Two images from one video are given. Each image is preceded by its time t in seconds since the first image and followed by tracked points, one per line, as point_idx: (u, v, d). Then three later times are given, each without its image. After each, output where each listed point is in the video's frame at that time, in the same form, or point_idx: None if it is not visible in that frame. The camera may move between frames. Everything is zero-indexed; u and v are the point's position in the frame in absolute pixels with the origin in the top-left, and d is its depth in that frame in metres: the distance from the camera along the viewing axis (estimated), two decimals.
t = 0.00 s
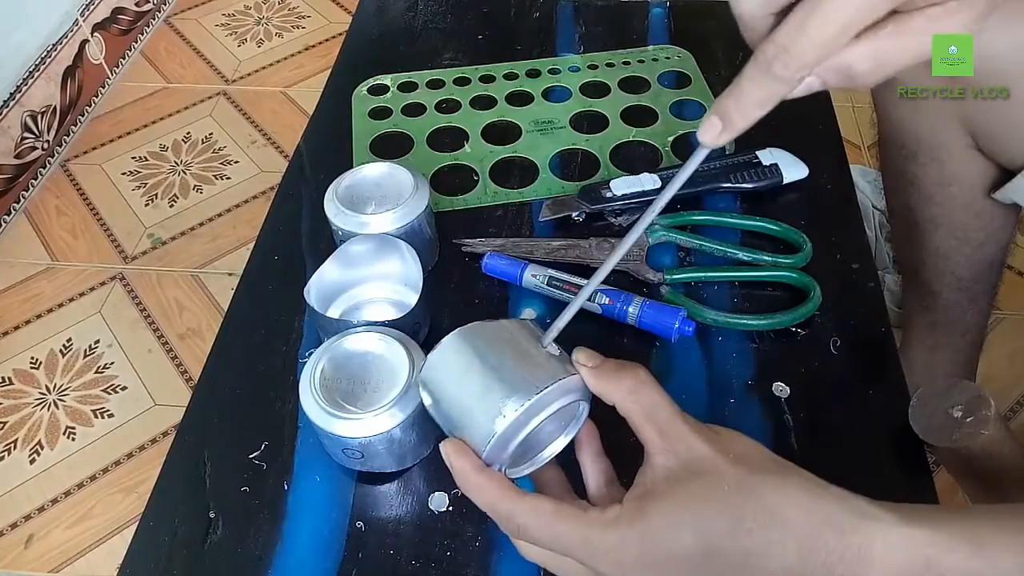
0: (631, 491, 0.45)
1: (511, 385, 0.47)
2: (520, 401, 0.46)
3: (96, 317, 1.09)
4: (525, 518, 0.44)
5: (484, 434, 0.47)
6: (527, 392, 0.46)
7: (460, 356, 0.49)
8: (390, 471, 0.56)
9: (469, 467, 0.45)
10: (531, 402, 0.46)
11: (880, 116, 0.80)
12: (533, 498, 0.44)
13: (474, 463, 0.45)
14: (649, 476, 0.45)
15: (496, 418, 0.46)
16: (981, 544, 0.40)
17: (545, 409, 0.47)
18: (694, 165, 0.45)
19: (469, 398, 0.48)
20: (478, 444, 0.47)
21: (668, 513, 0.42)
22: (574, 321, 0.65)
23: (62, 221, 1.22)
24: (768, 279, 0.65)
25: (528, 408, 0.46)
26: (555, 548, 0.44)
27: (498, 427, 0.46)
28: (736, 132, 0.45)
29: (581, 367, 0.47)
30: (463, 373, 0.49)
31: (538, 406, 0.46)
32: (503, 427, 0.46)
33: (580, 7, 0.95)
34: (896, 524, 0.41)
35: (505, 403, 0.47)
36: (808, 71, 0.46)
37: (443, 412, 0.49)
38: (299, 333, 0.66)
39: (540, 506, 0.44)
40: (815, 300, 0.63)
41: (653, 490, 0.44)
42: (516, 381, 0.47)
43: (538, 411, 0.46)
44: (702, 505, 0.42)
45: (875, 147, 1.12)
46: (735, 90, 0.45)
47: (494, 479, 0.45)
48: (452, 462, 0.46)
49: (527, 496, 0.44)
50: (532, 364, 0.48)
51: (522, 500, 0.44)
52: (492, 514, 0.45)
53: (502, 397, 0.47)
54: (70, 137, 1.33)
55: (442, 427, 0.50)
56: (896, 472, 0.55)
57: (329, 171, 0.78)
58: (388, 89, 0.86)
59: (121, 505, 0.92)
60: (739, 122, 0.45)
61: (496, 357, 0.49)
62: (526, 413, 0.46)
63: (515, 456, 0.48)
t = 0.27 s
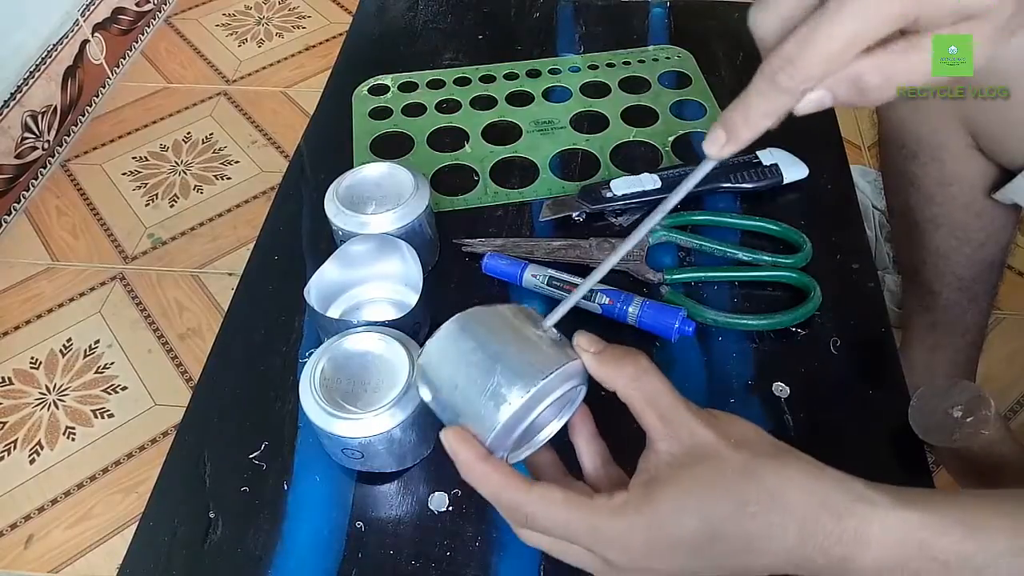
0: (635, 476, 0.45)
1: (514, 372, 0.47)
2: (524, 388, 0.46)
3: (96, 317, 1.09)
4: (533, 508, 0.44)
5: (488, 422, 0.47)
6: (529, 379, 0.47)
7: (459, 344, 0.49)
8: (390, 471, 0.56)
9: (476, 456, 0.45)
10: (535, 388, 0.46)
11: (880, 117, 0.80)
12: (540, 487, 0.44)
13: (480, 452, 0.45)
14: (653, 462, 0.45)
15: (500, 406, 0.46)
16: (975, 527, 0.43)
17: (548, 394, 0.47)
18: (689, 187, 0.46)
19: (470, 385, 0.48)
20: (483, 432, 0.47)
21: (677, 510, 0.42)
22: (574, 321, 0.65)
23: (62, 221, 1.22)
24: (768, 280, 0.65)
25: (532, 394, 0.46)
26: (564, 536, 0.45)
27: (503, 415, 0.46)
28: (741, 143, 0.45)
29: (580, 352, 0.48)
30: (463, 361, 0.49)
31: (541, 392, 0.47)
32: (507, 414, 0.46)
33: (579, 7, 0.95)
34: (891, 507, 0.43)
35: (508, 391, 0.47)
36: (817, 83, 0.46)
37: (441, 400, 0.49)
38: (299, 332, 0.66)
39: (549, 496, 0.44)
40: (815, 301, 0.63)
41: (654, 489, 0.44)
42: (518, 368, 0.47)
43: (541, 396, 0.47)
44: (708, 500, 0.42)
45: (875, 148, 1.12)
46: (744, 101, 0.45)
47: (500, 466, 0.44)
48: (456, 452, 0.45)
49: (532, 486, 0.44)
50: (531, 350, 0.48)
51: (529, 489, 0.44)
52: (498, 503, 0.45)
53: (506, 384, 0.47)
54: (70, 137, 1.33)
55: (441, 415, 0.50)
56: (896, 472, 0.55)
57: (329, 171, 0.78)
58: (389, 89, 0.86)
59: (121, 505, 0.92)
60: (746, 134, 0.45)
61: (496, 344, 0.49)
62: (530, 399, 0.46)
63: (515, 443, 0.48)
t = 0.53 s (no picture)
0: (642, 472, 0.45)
1: (521, 368, 0.46)
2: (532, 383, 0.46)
3: (96, 317, 1.09)
4: (540, 500, 0.43)
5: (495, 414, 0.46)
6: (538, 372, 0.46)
7: (465, 338, 0.48)
8: (390, 471, 0.56)
9: (482, 449, 0.44)
10: (542, 382, 0.46)
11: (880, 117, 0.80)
12: (547, 480, 0.43)
13: (486, 445, 0.44)
14: (662, 456, 0.45)
15: (507, 399, 0.46)
16: (973, 521, 0.43)
17: (554, 389, 0.46)
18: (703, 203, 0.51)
19: (477, 376, 0.47)
20: (488, 426, 0.46)
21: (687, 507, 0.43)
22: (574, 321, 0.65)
23: (62, 221, 1.22)
24: (768, 280, 0.65)
25: (539, 389, 0.46)
26: (573, 529, 0.44)
27: (510, 409, 0.46)
28: (750, 162, 0.49)
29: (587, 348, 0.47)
30: (469, 355, 0.48)
31: (548, 387, 0.46)
32: (514, 408, 0.46)
33: (579, 7, 0.95)
34: (890, 501, 0.44)
35: (516, 382, 0.46)
36: (830, 105, 0.49)
37: (445, 391, 0.48)
38: (299, 332, 0.66)
39: (556, 488, 0.43)
40: (815, 301, 0.63)
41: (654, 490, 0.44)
42: (525, 363, 0.47)
43: (548, 391, 0.46)
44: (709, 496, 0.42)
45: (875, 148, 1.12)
46: (755, 122, 0.49)
47: (507, 460, 0.44)
48: (461, 445, 0.44)
49: (537, 479, 0.43)
50: (538, 342, 0.47)
51: (536, 483, 0.43)
52: (507, 496, 0.44)
53: (513, 379, 0.46)
54: (70, 137, 1.33)
55: (443, 412, 0.49)
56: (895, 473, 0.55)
57: (330, 171, 0.78)
58: (389, 89, 0.86)
59: (121, 505, 0.92)
60: (755, 155, 0.49)
61: (502, 335, 0.48)
62: (537, 394, 0.46)
63: (518, 438, 0.47)
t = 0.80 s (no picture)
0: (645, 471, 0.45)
1: (527, 368, 0.47)
2: (538, 384, 0.46)
3: (96, 317, 1.09)
4: (548, 504, 0.43)
5: (500, 414, 0.46)
6: (544, 374, 0.47)
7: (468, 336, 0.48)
8: (390, 471, 0.56)
9: (488, 453, 0.44)
10: (548, 383, 0.46)
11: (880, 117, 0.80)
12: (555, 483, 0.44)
13: (492, 447, 0.44)
14: (664, 456, 0.45)
15: (515, 399, 0.46)
16: (968, 521, 0.43)
17: (557, 388, 0.47)
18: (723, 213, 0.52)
19: (484, 374, 0.47)
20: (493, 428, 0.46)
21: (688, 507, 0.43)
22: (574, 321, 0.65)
23: (62, 221, 1.22)
24: (768, 280, 0.65)
25: (544, 389, 0.47)
26: (577, 530, 0.44)
27: (516, 412, 0.46)
28: (766, 168, 0.52)
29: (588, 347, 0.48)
30: (473, 355, 0.47)
31: (552, 386, 0.47)
32: (520, 410, 0.46)
33: (579, 7, 0.95)
34: (888, 497, 0.44)
35: (524, 384, 0.46)
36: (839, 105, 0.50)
37: (447, 387, 0.48)
38: (299, 332, 0.66)
39: (563, 492, 0.43)
40: (815, 301, 0.63)
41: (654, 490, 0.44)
42: (530, 361, 0.47)
43: (552, 390, 0.47)
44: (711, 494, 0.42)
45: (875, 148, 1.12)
46: (767, 131, 0.52)
47: (513, 462, 0.44)
48: (468, 448, 0.44)
49: (545, 483, 0.44)
50: (542, 341, 0.48)
51: (544, 488, 0.43)
52: (509, 497, 0.44)
53: (519, 379, 0.47)
54: (70, 137, 1.33)
55: (443, 409, 0.49)
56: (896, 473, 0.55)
57: (329, 171, 0.78)
58: (389, 89, 0.86)
59: (121, 505, 0.92)
60: (768, 163, 0.52)
61: (508, 333, 0.48)
62: (542, 394, 0.47)
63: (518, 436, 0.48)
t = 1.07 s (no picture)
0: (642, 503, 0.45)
1: (532, 377, 0.46)
2: (542, 393, 0.46)
3: (96, 317, 1.09)
4: (554, 513, 0.43)
5: (504, 425, 0.46)
6: (549, 383, 0.46)
7: (473, 342, 0.47)
8: (390, 471, 0.56)
9: (492, 459, 0.43)
10: (551, 392, 0.46)
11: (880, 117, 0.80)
12: (562, 491, 0.43)
13: (497, 454, 0.44)
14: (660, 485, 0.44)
15: (518, 411, 0.45)
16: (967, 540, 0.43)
17: (562, 398, 0.46)
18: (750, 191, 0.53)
19: (488, 385, 0.46)
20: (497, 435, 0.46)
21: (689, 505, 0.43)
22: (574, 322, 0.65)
23: (62, 221, 1.22)
24: (769, 280, 0.65)
25: (549, 399, 0.46)
26: (584, 538, 0.44)
27: (522, 421, 0.45)
28: (780, 154, 0.52)
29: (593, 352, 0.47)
30: (477, 362, 0.47)
31: (557, 396, 0.46)
32: (525, 419, 0.45)
33: (579, 7, 0.95)
34: (890, 510, 0.44)
35: (527, 395, 0.46)
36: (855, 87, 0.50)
37: (452, 397, 0.47)
38: (299, 332, 0.66)
39: (569, 502, 0.43)
40: (815, 300, 0.63)
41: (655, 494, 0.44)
42: (533, 370, 0.46)
43: (557, 399, 0.46)
44: (707, 496, 0.42)
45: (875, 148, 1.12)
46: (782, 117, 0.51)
47: (520, 472, 0.43)
48: (471, 453, 0.44)
49: (553, 491, 0.43)
50: (546, 349, 0.47)
51: (551, 495, 0.43)
52: (518, 509, 0.44)
53: (524, 387, 0.46)
54: (70, 137, 1.33)
55: (448, 416, 0.48)
56: (896, 472, 0.55)
57: (329, 171, 0.78)
58: (389, 89, 0.86)
59: (121, 505, 0.92)
60: (784, 145, 0.51)
61: (510, 339, 0.47)
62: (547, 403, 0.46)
63: (524, 446, 0.47)
